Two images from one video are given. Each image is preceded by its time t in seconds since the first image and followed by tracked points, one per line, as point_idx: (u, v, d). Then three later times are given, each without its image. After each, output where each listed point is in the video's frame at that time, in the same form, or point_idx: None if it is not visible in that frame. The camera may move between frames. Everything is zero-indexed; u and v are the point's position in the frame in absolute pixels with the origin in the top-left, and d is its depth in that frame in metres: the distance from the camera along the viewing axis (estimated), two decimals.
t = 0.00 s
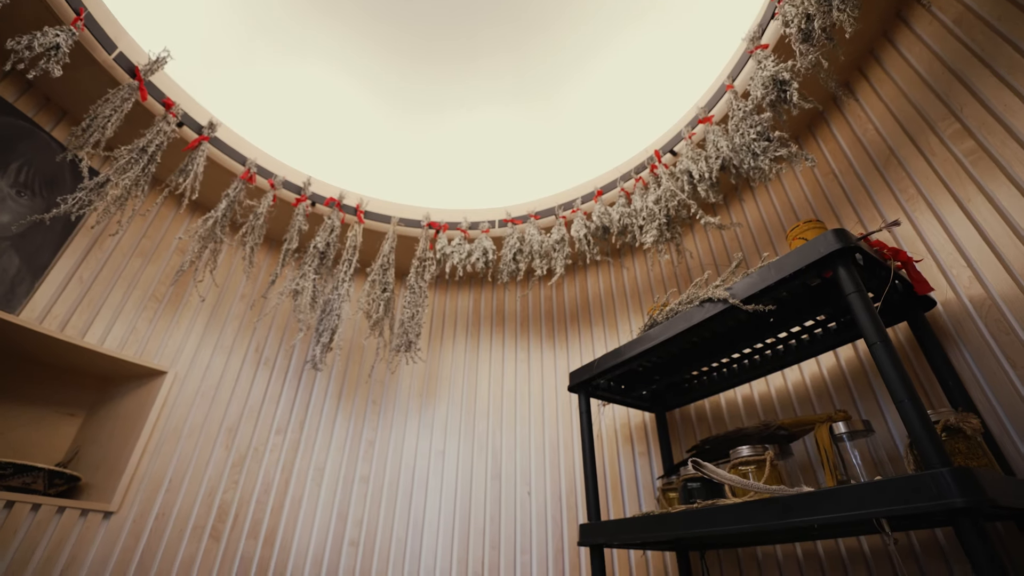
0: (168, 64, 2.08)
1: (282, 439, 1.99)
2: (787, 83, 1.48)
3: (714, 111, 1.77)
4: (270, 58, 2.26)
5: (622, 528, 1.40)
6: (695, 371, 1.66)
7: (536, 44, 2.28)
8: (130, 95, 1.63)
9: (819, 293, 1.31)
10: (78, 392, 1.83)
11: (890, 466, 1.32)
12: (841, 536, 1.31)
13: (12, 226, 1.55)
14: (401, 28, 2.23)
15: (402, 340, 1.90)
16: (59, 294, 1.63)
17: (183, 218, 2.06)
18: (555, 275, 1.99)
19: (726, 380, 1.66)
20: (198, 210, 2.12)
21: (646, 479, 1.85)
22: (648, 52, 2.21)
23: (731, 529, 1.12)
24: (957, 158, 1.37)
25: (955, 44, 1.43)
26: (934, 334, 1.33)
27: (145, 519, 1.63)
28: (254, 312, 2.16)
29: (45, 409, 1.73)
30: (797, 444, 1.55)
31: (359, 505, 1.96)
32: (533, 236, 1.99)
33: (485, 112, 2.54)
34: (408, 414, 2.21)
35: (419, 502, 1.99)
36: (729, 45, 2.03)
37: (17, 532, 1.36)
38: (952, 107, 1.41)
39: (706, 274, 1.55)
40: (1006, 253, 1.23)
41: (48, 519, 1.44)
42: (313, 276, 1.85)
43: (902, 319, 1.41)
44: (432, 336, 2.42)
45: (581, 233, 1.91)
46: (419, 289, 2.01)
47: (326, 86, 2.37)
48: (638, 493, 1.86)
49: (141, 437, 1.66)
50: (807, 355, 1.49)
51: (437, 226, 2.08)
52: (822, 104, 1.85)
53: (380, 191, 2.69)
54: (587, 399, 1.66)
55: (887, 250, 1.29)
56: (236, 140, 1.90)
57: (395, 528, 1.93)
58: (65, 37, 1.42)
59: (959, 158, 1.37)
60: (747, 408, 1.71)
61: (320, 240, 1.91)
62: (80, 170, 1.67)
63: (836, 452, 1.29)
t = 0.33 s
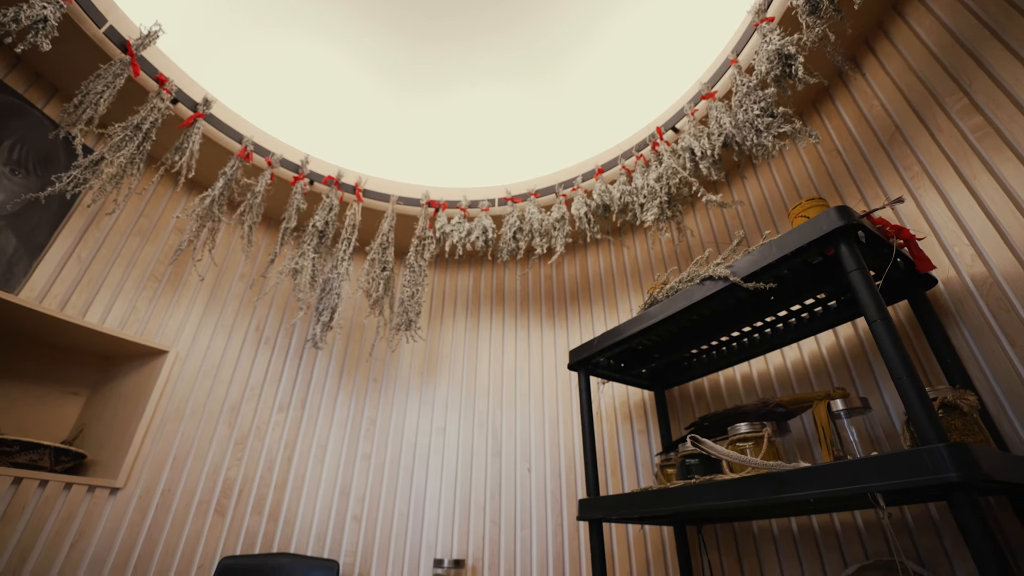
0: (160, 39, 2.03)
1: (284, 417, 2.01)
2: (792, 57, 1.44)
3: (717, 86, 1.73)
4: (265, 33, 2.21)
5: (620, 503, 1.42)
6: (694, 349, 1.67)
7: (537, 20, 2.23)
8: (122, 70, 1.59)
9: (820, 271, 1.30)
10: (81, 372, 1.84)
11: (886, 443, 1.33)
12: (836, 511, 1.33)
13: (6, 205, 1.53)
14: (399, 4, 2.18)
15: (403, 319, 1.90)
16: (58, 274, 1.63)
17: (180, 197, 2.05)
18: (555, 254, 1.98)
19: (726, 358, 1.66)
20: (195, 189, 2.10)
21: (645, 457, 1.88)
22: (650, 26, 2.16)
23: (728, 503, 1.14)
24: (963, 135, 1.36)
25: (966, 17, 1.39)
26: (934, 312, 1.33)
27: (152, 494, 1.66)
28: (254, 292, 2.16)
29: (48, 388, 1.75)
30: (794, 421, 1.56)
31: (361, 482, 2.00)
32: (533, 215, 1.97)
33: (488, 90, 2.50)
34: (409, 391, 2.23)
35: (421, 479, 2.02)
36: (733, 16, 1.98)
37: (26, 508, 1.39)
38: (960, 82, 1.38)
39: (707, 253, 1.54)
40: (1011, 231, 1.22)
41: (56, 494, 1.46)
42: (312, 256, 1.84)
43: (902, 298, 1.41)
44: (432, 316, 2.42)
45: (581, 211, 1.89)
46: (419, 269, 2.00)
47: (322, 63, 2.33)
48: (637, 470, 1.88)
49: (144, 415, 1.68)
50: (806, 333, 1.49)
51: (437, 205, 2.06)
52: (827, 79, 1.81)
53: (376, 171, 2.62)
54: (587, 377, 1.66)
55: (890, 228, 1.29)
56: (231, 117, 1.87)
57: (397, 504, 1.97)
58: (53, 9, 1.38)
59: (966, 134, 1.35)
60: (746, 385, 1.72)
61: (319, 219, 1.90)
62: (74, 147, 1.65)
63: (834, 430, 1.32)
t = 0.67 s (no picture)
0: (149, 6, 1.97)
1: (286, 389, 2.04)
2: (800, 23, 1.40)
3: (722, 54, 1.69)
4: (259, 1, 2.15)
5: (619, 473, 1.44)
6: (694, 322, 1.67)
7: None
8: (111, 38, 1.54)
9: (823, 243, 1.29)
10: (83, 346, 1.85)
11: (882, 414, 1.35)
12: (830, 480, 1.36)
13: None
14: None
15: (403, 293, 1.89)
16: (55, 248, 1.62)
17: (175, 169, 2.03)
18: (555, 226, 1.96)
19: (725, 331, 1.67)
20: (190, 162, 2.08)
21: (643, 427, 1.90)
22: None
23: (726, 472, 1.15)
24: (974, 103, 1.33)
25: None
26: (935, 284, 1.32)
27: (158, 464, 1.69)
28: (254, 265, 2.15)
29: (52, 361, 1.76)
30: (792, 393, 1.57)
31: (363, 452, 2.03)
32: (533, 187, 1.95)
33: (489, 60, 2.47)
34: (410, 364, 2.25)
35: (422, 450, 2.05)
36: None
37: (36, 478, 1.42)
38: (973, 49, 1.34)
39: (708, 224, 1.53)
40: (1016, 203, 1.21)
41: (64, 466, 1.49)
42: (311, 229, 1.83)
43: (904, 270, 1.40)
44: (432, 289, 2.42)
45: (581, 183, 1.87)
46: (418, 241, 1.99)
47: (322, 35, 2.31)
48: (635, 440, 1.91)
49: (147, 388, 1.69)
50: (807, 306, 1.49)
51: (435, 176, 2.04)
52: (836, 47, 1.76)
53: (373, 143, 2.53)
54: (587, 349, 1.67)
55: (895, 200, 1.27)
56: (226, 87, 1.83)
57: (399, 474, 2.00)
58: None
59: (975, 104, 1.32)
60: (744, 357, 1.73)
61: (316, 192, 1.87)
62: (65, 119, 1.62)
63: (830, 400, 1.33)
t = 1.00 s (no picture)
0: None
1: (288, 361, 2.05)
2: None
3: (728, 19, 1.62)
4: None
5: (617, 443, 1.45)
6: (693, 293, 1.67)
7: None
8: (96, 3, 1.51)
9: (826, 214, 1.27)
10: (84, 318, 1.86)
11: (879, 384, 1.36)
12: (825, 448, 1.38)
13: None
14: None
15: (402, 265, 1.88)
16: (51, 221, 1.60)
17: (169, 140, 1.99)
18: (555, 198, 1.94)
19: (724, 303, 1.67)
20: (184, 132, 2.05)
21: (641, 397, 1.93)
22: None
23: (722, 440, 1.17)
24: (986, 70, 1.29)
25: None
26: (938, 256, 1.32)
27: (163, 434, 1.71)
28: (252, 237, 2.14)
29: (53, 334, 1.77)
30: (790, 364, 1.58)
31: (365, 423, 2.06)
32: (533, 157, 1.92)
33: (482, 30, 2.42)
34: (410, 336, 2.26)
35: (423, 421, 2.08)
36: None
37: (43, 449, 1.46)
38: (989, 13, 1.31)
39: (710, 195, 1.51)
40: None
41: (70, 437, 1.51)
42: (308, 200, 1.80)
43: (906, 242, 1.39)
44: (432, 260, 2.42)
45: (582, 153, 1.84)
46: (417, 213, 1.97)
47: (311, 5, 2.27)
48: (634, 409, 1.94)
49: (149, 361, 1.70)
50: (807, 278, 1.49)
51: (434, 147, 2.00)
52: (846, 10, 1.70)
53: (365, 112, 2.46)
54: (587, 321, 1.68)
55: (901, 169, 1.24)
56: (218, 55, 1.78)
57: (400, 444, 2.04)
58: None
59: (988, 69, 1.29)
60: (744, 329, 1.73)
61: (313, 162, 1.83)
62: (53, 87, 1.58)
63: (829, 371, 1.32)
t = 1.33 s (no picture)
0: None
1: (288, 338, 2.06)
2: None
3: None
4: None
5: (616, 416, 1.46)
6: (694, 269, 1.67)
7: None
8: None
9: (829, 188, 1.26)
10: (83, 295, 1.86)
11: (877, 359, 1.36)
12: (822, 422, 1.39)
13: None
14: None
15: (401, 241, 1.87)
16: (45, 197, 1.58)
17: (163, 114, 1.96)
18: (555, 173, 1.92)
19: (724, 279, 1.66)
20: (178, 106, 2.01)
21: (640, 373, 1.94)
22: None
23: (721, 413, 1.18)
24: (998, 41, 1.27)
25: None
26: (941, 231, 1.30)
27: (166, 409, 1.73)
28: (250, 213, 2.13)
29: (53, 311, 1.77)
30: (789, 340, 1.58)
31: (367, 398, 2.08)
32: (533, 131, 1.89)
33: None
34: (410, 312, 2.26)
35: (423, 397, 2.10)
36: None
37: (47, 425, 1.48)
38: None
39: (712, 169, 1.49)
40: None
41: (75, 411, 1.54)
42: (306, 176, 1.78)
43: (910, 217, 1.37)
44: (431, 235, 2.40)
45: (583, 127, 1.82)
46: (416, 188, 1.95)
47: None
48: (633, 385, 1.95)
49: (150, 337, 1.71)
50: (808, 253, 1.48)
51: (432, 122, 1.97)
52: None
53: (360, 85, 2.42)
54: (587, 297, 1.67)
55: (906, 141, 1.21)
56: (210, 26, 1.73)
57: (401, 419, 2.06)
58: None
59: (1000, 40, 1.27)
60: (744, 305, 1.73)
61: (310, 137, 1.81)
62: (41, 58, 1.54)
63: (828, 346, 1.31)
